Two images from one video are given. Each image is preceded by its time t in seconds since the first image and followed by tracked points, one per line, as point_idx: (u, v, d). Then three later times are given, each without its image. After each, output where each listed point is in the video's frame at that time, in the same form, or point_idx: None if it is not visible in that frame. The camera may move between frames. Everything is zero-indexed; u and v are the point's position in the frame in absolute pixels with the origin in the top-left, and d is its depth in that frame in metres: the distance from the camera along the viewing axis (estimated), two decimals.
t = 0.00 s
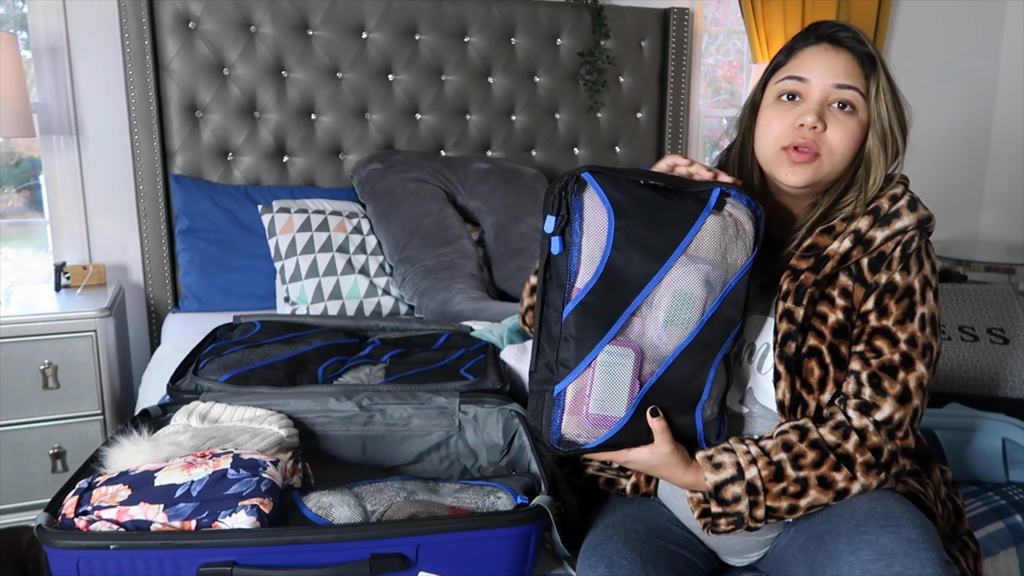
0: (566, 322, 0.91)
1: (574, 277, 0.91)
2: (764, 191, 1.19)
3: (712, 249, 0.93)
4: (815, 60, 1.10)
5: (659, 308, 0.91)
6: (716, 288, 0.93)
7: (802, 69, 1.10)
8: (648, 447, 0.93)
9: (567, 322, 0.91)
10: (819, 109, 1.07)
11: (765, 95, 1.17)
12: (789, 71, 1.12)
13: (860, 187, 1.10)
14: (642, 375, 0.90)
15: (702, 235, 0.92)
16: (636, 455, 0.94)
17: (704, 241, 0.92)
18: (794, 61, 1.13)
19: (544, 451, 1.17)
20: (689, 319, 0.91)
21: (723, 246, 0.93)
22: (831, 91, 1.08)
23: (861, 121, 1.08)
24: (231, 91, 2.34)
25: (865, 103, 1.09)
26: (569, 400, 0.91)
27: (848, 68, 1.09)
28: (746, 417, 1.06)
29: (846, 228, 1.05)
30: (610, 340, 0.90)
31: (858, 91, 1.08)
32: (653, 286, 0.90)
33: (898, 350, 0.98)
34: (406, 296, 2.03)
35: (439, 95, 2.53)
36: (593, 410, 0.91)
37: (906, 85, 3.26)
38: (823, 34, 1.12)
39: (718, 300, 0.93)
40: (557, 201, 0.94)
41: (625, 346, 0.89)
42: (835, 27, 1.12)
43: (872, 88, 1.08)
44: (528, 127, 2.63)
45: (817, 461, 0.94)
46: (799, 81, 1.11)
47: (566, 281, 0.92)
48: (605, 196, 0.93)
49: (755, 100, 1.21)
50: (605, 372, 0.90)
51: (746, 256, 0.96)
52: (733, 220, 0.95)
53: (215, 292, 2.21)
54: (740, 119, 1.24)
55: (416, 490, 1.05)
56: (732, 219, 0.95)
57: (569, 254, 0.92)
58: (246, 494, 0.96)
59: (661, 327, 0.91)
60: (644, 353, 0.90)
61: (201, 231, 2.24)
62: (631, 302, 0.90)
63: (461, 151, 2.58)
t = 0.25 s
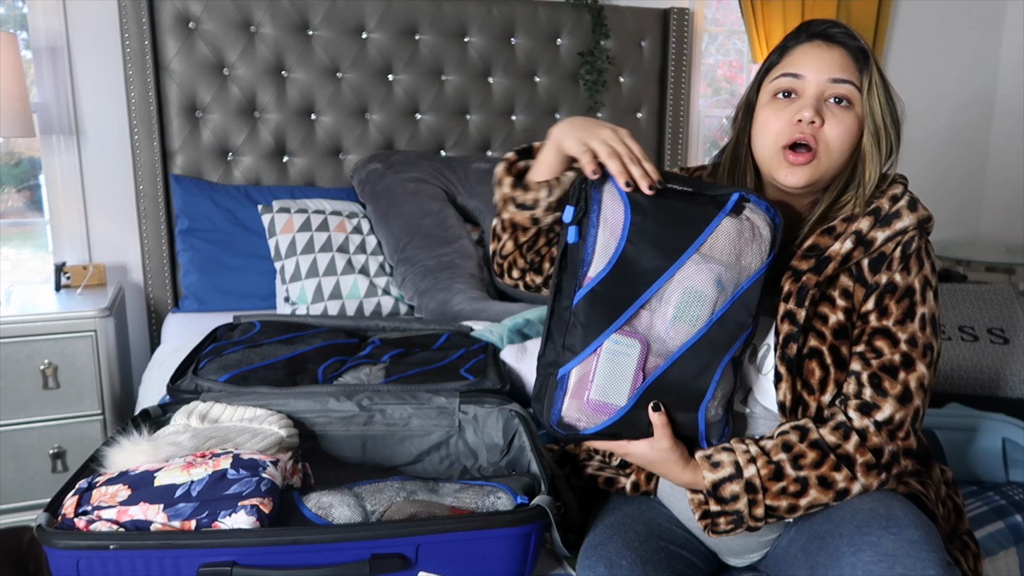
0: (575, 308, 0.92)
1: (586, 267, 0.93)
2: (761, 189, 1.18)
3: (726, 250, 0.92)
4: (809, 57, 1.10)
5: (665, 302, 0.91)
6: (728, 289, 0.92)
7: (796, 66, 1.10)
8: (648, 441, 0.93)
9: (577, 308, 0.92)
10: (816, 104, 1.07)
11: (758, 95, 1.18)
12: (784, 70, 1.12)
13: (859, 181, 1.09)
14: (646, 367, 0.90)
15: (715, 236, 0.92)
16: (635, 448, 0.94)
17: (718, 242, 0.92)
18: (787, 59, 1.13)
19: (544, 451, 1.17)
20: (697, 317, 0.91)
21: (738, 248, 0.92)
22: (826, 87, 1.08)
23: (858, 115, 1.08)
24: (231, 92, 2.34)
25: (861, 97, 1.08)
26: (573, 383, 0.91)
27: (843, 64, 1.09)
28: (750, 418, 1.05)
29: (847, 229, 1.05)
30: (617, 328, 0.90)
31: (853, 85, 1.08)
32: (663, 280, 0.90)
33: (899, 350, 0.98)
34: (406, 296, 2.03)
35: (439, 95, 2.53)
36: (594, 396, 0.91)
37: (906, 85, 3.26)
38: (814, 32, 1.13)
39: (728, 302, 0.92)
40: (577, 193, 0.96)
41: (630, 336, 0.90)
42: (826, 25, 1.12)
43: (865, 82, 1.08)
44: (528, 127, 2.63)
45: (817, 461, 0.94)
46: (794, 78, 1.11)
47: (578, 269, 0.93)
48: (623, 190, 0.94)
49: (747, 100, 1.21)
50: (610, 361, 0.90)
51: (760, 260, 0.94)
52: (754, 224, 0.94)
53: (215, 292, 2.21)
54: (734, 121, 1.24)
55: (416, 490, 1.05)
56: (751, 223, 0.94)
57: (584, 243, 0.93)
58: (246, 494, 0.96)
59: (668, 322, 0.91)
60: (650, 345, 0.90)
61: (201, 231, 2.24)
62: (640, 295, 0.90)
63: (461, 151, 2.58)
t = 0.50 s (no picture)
0: (587, 291, 0.91)
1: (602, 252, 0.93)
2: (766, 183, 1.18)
3: (738, 248, 0.93)
4: (832, 58, 1.10)
5: (675, 294, 0.91)
6: (737, 287, 0.93)
7: (818, 66, 1.11)
8: (646, 433, 0.93)
9: (589, 291, 0.91)
10: (832, 106, 1.07)
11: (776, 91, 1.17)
12: (805, 67, 1.12)
13: (867, 188, 1.10)
14: (652, 355, 0.91)
15: (728, 236, 0.93)
16: (633, 440, 0.94)
17: (732, 239, 0.93)
18: (809, 58, 1.13)
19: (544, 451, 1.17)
20: (706, 310, 0.91)
21: (750, 248, 0.94)
22: (845, 92, 1.08)
23: (872, 125, 1.09)
24: (231, 92, 2.34)
25: (877, 108, 1.09)
26: (579, 363, 0.92)
27: (864, 71, 1.09)
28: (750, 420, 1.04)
29: (846, 230, 1.05)
30: (626, 313, 0.90)
31: (871, 94, 1.09)
32: (676, 270, 0.91)
33: (897, 352, 0.98)
34: (406, 296, 2.03)
35: (438, 95, 2.53)
36: (598, 377, 0.92)
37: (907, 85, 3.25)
38: (841, 35, 1.13)
39: (737, 300, 0.93)
40: (598, 180, 0.97)
41: (639, 321, 0.90)
42: (855, 30, 1.12)
43: (887, 95, 1.09)
44: (528, 127, 2.63)
45: (813, 461, 0.94)
46: (813, 78, 1.11)
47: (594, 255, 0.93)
48: (644, 181, 0.95)
49: (762, 97, 1.20)
50: (617, 344, 0.90)
51: (771, 263, 0.96)
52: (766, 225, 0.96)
53: (215, 292, 2.21)
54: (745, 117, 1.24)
55: (416, 490, 1.05)
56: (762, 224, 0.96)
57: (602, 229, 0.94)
58: (245, 494, 0.96)
59: (678, 313, 0.91)
60: (657, 334, 0.91)
61: (200, 231, 2.24)
62: (653, 283, 0.91)
63: (461, 151, 2.58)
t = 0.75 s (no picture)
0: (587, 299, 0.93)
1: (601, 261, 0.94)
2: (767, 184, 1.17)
3: (741, 255, 0.93)
4: (832, 57, 1.10)
5: (676, 304, 0.91)
6: (740, 295, 0.93)
7: (818, 64, 1.11)
8: (649, 442, 0.94)
9: (590, 299, 0.93)
10: (832, 105, 1.07)
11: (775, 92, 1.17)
12: (805, 67, 1.12)
13: (868, 187, 1.10)
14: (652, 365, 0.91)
15: (732, 240, 0.93)
16: (636, 448, 0.95)
17: (733, 246, 0.93)
18: (809, 58, 1.13)
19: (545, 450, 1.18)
20: (709, 319, 0.91)
21: (753, 254, 0.94)
22: (844, 89, 1.09)
23: (871, 123, 1.09)
24: (231, 92, 2.34)
25: (877, 106, 1.09)
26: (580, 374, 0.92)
27: (864, 69, 1.09)
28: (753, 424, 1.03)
29: (848, 231, 1.05)
30: (628, 324, 0.91)
31: (871, 92, 1.09)
32: (677, 280, 0.91)
33: (900, 352, 0.98)
34: (406, 296, 2.03)
35: (439, 95, 2.53)
36: (599, 389, 0.92)
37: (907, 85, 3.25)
38: (840, 36, 1.13)
39: (739, 308, 0.92)
40: (596, 187, 0.97)
41: (639, 332, 0.90)
42: (854, 30, 1.13)
43: (886, 93, 1.09)
44: (528, 127, 2.63)
45: (818, 465, 0.94)
46: (813, 77, 1.11)
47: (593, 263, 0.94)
48: (644, 188, 0.96)
49: (762, 100, 1.21)
50: (617, 355, 0.90)
51: (776, 268, 0.96)
52: (773, 230, 0.96)
53: (215, 292, 2.21)
54: (745, 118, 1.24)
55: (417, 490, 1.05)
56: (772, 227, 0.96)
57: (602, 236, 0.95)
58: (246, 494, 0.96)
59: (679, 321, 0.91)
60: (658, 344, 0.90)
61: (201, 231, 2.24)
62: (654, 292, 0.91)
63: (461, 151, 2.58)
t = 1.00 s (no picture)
0: (594, 295, 0.93)
1: (610, 256, 0.94)
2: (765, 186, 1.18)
3: (749, 256, 0.94)
4: (824, 56, 1.10)
5: (683, 302, 0.92)
6: (746, 296, 0.93)
7: (810, 64, 1.11)
8: (649, 439, 0.94)
9: (597, 295, 0.93)
10: (828, 104, 1.07)
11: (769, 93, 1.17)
12: (798, 67, 1.12)
13: (865, 187, 1.10)
14: (658, 362, 0.91)
15: (740, 241, 0.93)
16: (636, 445, 0.95)
17: (742, 247, 0.93)
18: (801, 58, 1.13)
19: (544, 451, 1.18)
20: (714, 318, 0.92)
21: (761, 256, 0.94)
22: (838, 88, 1.09)
23: (867, 121, 1.09)
24: (231, 92, 2.34)
25: (872, 103, 1.09)
26: (584, 367, 0.92)
27: (857, 67, 1.09)
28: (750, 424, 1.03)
29: (848, 232, 1.05)
30: (634, 319, 0.91)
31: (865, 89, 1.09)
32: (685, 278, 0.91)
33: (899, 354, 0.99)
34: (406, 296, 2.03)
35: (439, 95, 2.53)
36: (604, 383, 0.92)
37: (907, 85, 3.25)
38: (831, 34, 1.13)
39: (745, 308, 0.93)
40: (608, 181, 0.97)
41: (648, 328, 0.91)
42: (845, 28, 1.12)
43: (880, 89, 1.09)
44: (528, 127, 2.63)
45: (815, 467, 0.94)
46: (807, 77, 1.11)
47: (603, 258, 0.94)
48: (656, 186, 0.95)
49: (756, 101, 1.21)
50: (624, 350, 0.91)
51: (781, 272, 0.97)
52: (781, 236, 0.96)
53: (215, 292, 2.21)
54: (739, 119, 1.24)
55: (417, 490, 1.05)
56: (780, 233, 0.96)
57: (612, 231, 0.95)
58: (245, 494, 0.96)
59: (685, 320, 0.92)
60: (664, 340, 0.91)
61: (201, 231, 2.24)
62: (661, 290, 0.91)
63: (461, 151, 2.58)
